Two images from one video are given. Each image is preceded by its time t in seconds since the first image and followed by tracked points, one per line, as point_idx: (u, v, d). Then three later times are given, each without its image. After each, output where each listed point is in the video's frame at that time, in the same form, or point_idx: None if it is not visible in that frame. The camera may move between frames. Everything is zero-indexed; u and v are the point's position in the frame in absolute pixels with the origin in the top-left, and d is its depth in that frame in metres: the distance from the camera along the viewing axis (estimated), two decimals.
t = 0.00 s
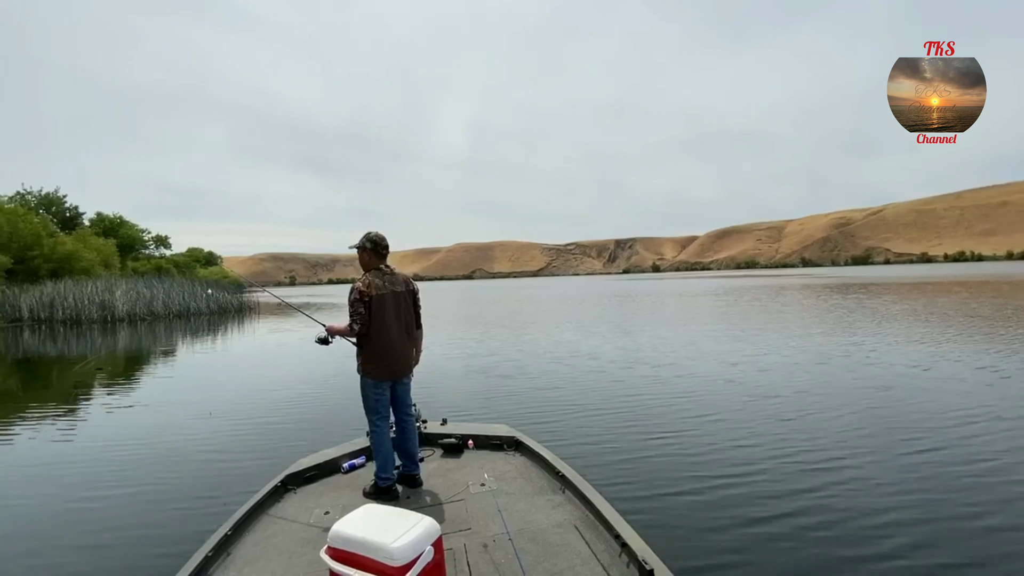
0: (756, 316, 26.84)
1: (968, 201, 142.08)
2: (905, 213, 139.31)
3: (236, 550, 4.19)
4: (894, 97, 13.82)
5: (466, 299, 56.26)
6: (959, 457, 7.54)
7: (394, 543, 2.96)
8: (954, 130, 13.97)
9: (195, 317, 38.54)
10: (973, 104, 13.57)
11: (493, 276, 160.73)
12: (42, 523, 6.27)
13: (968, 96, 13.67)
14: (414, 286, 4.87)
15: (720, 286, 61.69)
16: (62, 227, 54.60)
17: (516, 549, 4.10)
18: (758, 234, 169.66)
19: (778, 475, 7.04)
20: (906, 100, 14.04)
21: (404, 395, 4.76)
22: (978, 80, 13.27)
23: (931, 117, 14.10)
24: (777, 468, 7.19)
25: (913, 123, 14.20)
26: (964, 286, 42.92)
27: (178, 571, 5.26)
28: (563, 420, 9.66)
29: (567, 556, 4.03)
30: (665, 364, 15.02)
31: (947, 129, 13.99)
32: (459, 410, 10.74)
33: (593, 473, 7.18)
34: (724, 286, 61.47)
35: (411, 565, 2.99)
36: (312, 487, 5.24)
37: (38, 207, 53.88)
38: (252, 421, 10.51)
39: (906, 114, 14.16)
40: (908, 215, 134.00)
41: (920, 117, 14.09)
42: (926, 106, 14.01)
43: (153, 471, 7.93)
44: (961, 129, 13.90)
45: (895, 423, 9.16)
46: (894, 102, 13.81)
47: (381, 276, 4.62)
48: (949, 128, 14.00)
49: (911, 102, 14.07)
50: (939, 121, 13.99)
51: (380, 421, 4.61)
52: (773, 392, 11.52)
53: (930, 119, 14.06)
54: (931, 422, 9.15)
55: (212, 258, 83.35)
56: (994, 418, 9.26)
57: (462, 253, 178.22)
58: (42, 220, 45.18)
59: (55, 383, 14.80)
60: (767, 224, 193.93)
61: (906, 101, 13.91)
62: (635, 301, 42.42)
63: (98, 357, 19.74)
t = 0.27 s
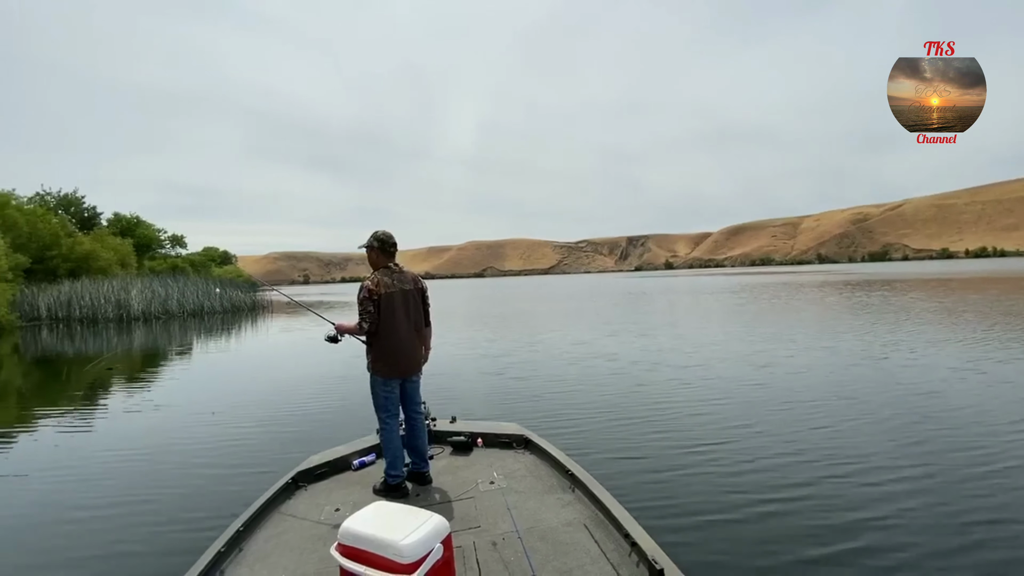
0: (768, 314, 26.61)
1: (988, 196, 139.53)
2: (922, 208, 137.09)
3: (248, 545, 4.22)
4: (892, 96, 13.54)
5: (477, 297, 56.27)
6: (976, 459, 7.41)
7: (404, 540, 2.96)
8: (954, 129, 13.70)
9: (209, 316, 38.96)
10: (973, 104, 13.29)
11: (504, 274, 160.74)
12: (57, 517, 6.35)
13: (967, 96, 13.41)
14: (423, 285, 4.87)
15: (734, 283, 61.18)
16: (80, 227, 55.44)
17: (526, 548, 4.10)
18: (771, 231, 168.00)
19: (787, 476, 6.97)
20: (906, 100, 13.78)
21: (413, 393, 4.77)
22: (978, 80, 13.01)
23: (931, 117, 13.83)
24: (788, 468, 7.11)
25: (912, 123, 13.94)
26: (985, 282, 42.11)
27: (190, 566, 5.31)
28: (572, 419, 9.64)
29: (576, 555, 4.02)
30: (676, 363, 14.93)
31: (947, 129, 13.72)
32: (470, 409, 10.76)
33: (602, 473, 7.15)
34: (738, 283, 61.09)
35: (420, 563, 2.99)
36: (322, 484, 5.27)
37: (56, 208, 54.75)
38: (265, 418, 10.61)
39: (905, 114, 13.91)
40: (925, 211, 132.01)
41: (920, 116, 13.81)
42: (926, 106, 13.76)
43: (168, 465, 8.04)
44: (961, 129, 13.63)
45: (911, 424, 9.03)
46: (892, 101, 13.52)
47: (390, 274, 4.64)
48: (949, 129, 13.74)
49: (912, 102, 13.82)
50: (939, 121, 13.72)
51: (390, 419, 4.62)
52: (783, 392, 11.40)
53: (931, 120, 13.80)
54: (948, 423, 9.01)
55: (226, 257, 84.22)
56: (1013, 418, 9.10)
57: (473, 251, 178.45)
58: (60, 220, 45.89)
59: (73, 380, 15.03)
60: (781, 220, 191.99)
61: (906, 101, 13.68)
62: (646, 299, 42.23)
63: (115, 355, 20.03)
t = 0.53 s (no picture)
0: (782, 313, 26.32)
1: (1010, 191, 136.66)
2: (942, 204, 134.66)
3: (260, 541, 4.26)
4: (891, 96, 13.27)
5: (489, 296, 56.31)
6: (994, 460, 7.28)
7: (413, 538, 2.98)
8: (954, 130, 13.43)
9: (223, 315, 39.42)
10: (974, 104, 13.03)
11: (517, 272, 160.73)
12: (75, 512, 6.47)
13: (967, 96, 13.15)
14: (432, 283, 4.89)
15: (750, 281, 60.56)
16: (99, 228, 56.36)
17: (536, 546, 4.10)
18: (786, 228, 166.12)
19: (798, 478, 6.90)
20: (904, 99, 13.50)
21: (423, 391, 4.79)
22: (979, 80, 12.76)
23: (931, 117, 13.55)
24: (800, 470, 7.04)
25: (912, 123, 13.66)
26: (1009, 279, 41.17)
27: (204, 563, 5.38)
28: (582, 419, 9.63)
29: (586, 554, 4.01)
30: (688, 362, 14.83)
31: (946, 129, 13.46)
32: (481, 408, 10.78)
33: (611, 472, 7.13)
34: (755, 280, 60.41)
35: (429, 561, 3.00)
36: (333, 481, 5.31)
37: (77, 208, 55.73)
38: (279, 415, 10.72)
39: (904, 114, 13.64)
40: (945, 206, 129.70)
41: (920, 116, 13.53)
42: (925, 106, 13.49)
43: (184, 461, 8.17)
44: (960, 129, 13.36)
45: (927, 425, 8.89)
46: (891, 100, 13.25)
47: (399, 273, 4.66)
48: (949, 129, 13.47)
49: (910, 102, 13.56)
50: (939, 121, 13.45)
51: (400, 417, 4.64)
52: (795, 392, 11.28)
53: (931, 120, 13.53)
54: (965, 423, 8.86)
55: (242, 256, 85.17)
56: None
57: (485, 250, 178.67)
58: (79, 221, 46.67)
59: (92, 378, 15.29)
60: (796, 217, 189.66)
61: (905, 101, 13.41)
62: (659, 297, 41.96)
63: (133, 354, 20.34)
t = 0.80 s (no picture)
0: (797, 311, 26.00)
1: None
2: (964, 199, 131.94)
3: (273, 538, 4.32)
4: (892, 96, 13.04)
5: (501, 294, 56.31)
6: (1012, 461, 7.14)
7: (424, 535, 3.00)
8: (953, 130, 13.16)
9: (239, 313, 39.93)
10: (974, 104, 12.74)
11: (529, 270, 160.65)
12: (93, 508, 6.61)
13: (968, 96, 12.86)
14: (443, 281, 4.91)
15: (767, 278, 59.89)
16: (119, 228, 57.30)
17: (546, 543, 4.11)
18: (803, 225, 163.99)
19: (810, 479, 6.83)
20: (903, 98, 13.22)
21: (434, 388, 4.81)
22: (979, 80, 12.50)
23: (931, 117, 13.29)
24: (813, 471, 6.98)
25: (912, 123, 13.41)
26: None
27: (218, 559, 5.46)
28: (593, 418, 9.63)
29: (597, 552, 4.00)
30: (701, 362, 14.72)
31: (947, 129, 13.18)
32: (492, 407, 10.81)
33: (620, 472, 7.10)
34: (772, 277, 59.73)
35: (440, 558, 3.02)
36: (345, 478, 5.36)
37: (97, 208, 56.74)
38: (293, 413, 10.87)
39: (903, 114, 13.37)
40: (966, 202, 127.17)
41: (920, 116, 13.28)
42: (925, 106, 13.24)
43: (201, 458, 8.31)
44: (960, 129, 13.09)
45: (944, 426, 8.74)
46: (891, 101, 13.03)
47: (410, 271, 4.68)
48: (948, 129, 13.21)
49: (911, 102, 13.32)
50: (939, 121, 13.20)
51: (411, 414, 4.66)
52: (807, 392, 11.14)
53: (929, 120, 13.26)
54: (984, 424, 8.69)
55: (259, 255, 86.08)
56: None
57: (498, 248, 178.76)
58: (100, 221, 47.51)
59: (111, 376, 15.56)
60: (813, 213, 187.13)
61: (904, 101, 13.14)
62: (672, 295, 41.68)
63: (153, 352, 20.69)
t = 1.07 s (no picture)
0: (813, 309, 25.63)
1: None
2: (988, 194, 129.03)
3: (287, 533, 4.37)
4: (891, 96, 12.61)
5: (514, 293, 56.22)
6: None
7: (436, 533, 3.01)
8: (953, 130, 12.79)
9: (255, 311, 40.37)
10: (973, 104, 12.38)
11: (543, 268, 160.47)
12: (114, 503, 6.74)
13: (967, 96, 12.49)
14: (455, 280, 4.92)
15: (785, 275, 59.07)
16: (139, 228, 58.25)
17: (557, 541, 4.11)
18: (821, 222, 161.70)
19: (824, 481, 6.74)
20: (903, 98, 12.83)
21: (445, 386, 4.82)
22: (979, 80, 12.15)
23: (931, 117, 12.88)
24: (828, 474, 6.91)
25: (911, 123, 12.97)
26: None
27: (234, 554, 5.53)
28: (606, 417, 9.61)
29: (609, 551, 3.99)
30: (716, 361, 14.60)
31: (946, 129, 12.81)
32: (505, 406, 10.83)
33: (631, 472, 7.06)
34: (790, 275, 58.87)
35: (452, 555, 3.03)
36: (357, 475, 5.40)
37: (118, 208, 57.76)
38: (309, 410, 10.98)
39: (902, 114, 12.99)
40: (989, 197, 124.37)
41: (920, 117, 12.83)
42: (924, 106, 12.83)
43: (219, 454, 8.43)
44: (960, 129, 12.71)
45: (964, 428, 8.58)
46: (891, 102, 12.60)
47: (421, 269, 4.69)
48: (948, 129, 12.83)
49: (910, 102, 12.89)
50: (938, 121, 12.80)
51: (423, 412, 4.68)
52: (822, 392, 10.98)
53: (930, 120, 12.84)
54: (1005, 427, 8.51)
55: (276, 254, 86.95)
56: None
57: (511, 247, 178.70)
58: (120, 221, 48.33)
59: (131, 374, 15.84)
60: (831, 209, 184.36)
61: (903, 100, 12.76)
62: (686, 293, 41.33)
63: (172, 350, 21.02)
